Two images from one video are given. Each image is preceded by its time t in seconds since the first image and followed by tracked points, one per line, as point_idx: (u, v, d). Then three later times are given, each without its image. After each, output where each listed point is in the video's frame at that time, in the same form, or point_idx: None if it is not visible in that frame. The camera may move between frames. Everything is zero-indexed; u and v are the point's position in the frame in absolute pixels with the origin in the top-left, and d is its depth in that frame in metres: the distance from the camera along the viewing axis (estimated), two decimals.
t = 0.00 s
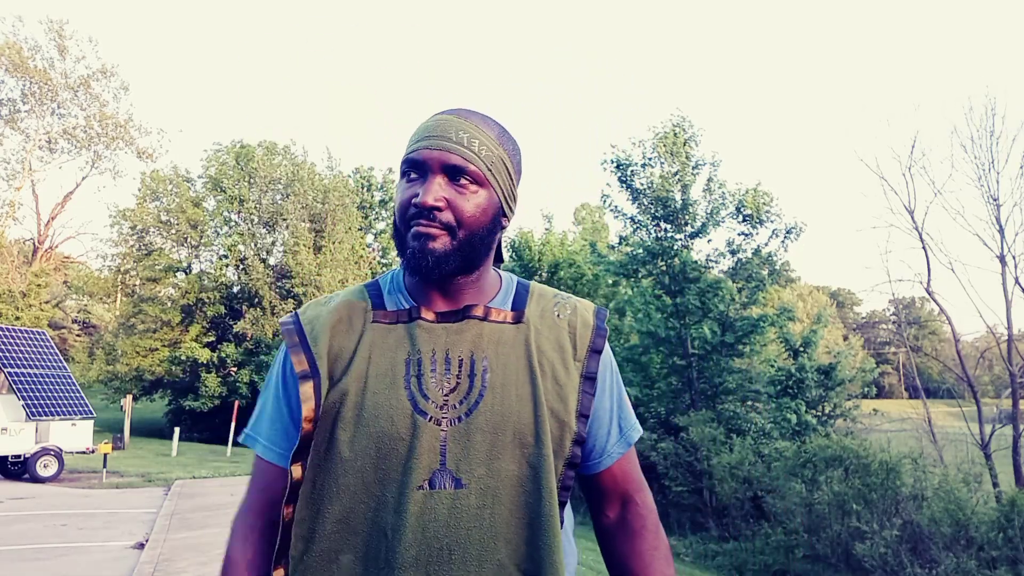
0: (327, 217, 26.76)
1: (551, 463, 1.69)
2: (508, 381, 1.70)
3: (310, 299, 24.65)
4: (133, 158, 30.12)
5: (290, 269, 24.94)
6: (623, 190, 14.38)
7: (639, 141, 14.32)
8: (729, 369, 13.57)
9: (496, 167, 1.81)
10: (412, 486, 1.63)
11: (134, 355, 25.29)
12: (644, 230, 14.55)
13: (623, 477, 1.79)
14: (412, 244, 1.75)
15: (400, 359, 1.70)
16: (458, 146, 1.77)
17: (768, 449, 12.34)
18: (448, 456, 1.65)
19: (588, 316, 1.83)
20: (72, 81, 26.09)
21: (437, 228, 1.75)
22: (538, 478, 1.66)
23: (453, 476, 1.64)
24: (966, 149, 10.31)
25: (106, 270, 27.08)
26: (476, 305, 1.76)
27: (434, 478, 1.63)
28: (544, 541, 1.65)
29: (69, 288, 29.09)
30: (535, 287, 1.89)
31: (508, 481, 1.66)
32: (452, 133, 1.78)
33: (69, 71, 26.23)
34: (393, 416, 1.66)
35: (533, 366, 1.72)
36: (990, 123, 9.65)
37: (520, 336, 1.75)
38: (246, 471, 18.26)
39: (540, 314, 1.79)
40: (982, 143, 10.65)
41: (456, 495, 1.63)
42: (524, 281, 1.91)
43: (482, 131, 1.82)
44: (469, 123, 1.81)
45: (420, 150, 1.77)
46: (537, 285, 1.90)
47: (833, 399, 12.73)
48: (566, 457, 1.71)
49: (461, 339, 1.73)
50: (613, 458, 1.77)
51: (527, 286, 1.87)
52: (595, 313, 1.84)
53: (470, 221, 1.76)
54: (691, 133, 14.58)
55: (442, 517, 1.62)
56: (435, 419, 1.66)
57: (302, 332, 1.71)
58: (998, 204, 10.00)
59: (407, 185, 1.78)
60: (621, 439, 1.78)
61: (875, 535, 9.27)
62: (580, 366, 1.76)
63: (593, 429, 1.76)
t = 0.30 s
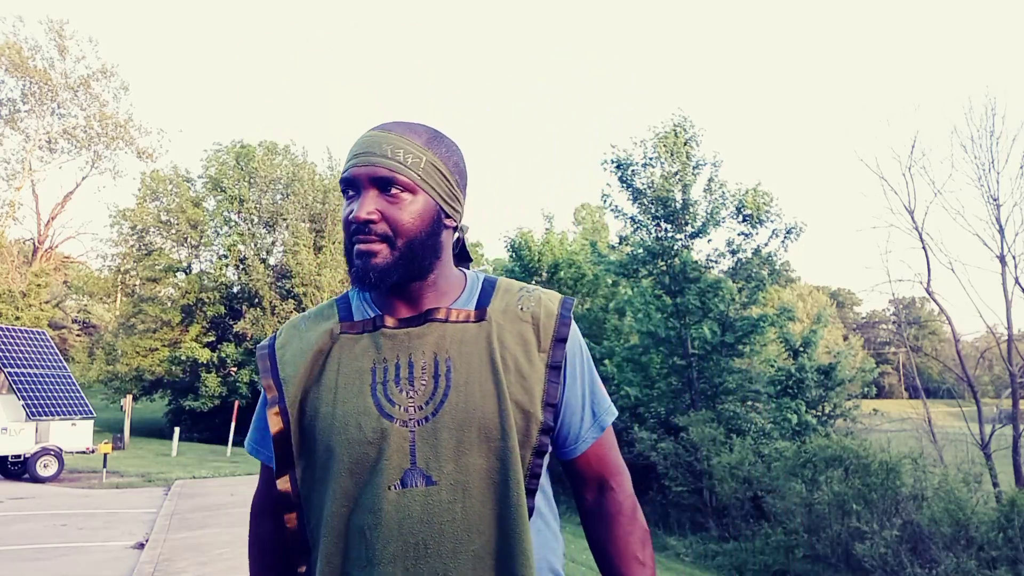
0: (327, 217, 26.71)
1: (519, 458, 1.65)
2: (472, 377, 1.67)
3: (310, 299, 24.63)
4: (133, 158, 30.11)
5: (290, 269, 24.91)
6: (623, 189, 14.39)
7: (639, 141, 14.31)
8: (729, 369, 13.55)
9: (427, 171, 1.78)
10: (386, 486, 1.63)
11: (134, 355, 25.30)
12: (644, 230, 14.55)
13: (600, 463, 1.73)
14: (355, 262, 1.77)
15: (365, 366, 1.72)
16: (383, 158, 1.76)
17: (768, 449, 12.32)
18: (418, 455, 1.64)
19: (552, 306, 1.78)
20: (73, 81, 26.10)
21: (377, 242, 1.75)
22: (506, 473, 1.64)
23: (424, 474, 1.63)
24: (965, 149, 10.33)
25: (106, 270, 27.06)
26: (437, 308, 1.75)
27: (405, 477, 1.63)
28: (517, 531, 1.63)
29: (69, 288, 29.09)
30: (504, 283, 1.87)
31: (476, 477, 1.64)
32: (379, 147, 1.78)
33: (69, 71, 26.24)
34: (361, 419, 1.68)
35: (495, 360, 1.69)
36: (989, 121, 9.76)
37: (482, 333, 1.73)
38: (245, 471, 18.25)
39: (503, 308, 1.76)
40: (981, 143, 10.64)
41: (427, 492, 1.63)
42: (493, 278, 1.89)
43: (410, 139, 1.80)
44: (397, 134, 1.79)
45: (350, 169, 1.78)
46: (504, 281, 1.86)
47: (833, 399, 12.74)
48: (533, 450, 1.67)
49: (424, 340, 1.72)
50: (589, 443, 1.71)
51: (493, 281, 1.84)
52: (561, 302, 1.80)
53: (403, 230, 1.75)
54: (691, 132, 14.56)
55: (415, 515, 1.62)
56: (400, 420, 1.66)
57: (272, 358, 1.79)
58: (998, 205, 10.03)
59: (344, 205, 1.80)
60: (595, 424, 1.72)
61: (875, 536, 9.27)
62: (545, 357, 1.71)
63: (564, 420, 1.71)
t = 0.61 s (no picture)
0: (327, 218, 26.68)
1: (505, 451, 1.65)
2: (464, 373, 1.69)
3: (310, 299, 24.62)
4: (132, 157, 30.09)
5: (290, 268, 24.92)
6: (623, 189, 14.40)
7: (640, 141, 14.31)
8: (729, 369, 13.56)
9: (424, 180, 1.80)
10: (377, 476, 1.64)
11: (134, 355, 25.31)
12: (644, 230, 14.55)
13: (596, 465, 1.71)
14: (357, 266, 1.80)
15: (365, 365, 1.76)
16: (384, 165, 1.79)
17: (768, 449, 12.31)
18: (410, 446, 1.65)
19: (545, 308, 1.80)
20: (73, 81, 26.10)
21: (377, 245, 1.77)
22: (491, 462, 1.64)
23: (415, 466, 1.64)
24: (965, 150, 10.34)
25: (106, 270, 27.05)
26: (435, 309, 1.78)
27: (397, 468, 1.64)
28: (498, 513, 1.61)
29: (69, 288, 29.10)
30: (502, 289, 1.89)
31: (465, 468, 1.64)
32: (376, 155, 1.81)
33: (69, 71, 26.24)
34: (358, 414, 1.70)
35: (486, 357, 1.71)
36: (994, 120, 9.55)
37: (475, 333, 1.75)
38: (245, 471, 18.24)
39: (496, 312, 1.79)
40: (982, 143, 10.62)
41: (419, 483, 1.63)
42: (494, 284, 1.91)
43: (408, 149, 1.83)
44: (393, 143, 1.82)
45: (355, 176, 1.81)
46: (501, 289, 1.88)
47: (833, 399, 12.74)
48: (522, 444, 1.66)
49: (419, 342, 1.76)
50: (582, 445, 1.70)
51: (488, 288, 1.86)
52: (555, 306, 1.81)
53: (402, 233, 1.77)
54: (691, 132, 14.53)
55: (405, 503, 1.62)
56: (396, 414, 1.68)
57: (281, 358, 1.83)
58: (998, 205, 10.01)
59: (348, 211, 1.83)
60: (588, 425, 1.71)
61: (875, 535, 9.27)
62: (536, 356, 1.72)
63: (555, 418, 1.71)
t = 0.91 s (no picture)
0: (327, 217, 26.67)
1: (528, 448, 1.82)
2: (491, 374, 1.85)
3: (310, 299, 24.59)
4: (133, 158, 30.13)
5: (290, 268, 24.94)
6: (624, 189, 14.38)
7: (641, 140, 14.29)
8: (729, 369, 13.57)
9: (463, 186, 1.95)
10: (407, 474, 1.75)
11: (134, 355, 25.33)
12: (644, 230, 14.56)
13: (606, 466, 1.90)
14: (399, 265, 1.90)
15: (391, 361, 1.85)
16: (431, 170, 1.91)
17: (768, 449, 12.31)
18: (438, 444, 1.78)
19: (564, 311, 1.99)
20: (72, 81, 26.07)
21: (421, 246, 1.89)
22: (517, 457, 1.80)
23: (444, 463, 1.78)
24: (966, 150, 10.28)
25: (106, 270, 27.02)
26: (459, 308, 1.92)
27: (426, 466, 1.77)
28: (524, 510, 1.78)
29: (70, 288, 29.12)
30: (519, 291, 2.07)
31: (493, 464, 1.80)
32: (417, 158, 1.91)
33: (69, 71, 26.23)
34: (388, 411, 1.80)
35: (513, 356, 1.87)
36: (994, 122, 9.49)
37: (500, 334, 1.91)
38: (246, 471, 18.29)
39: (517, 313, 1.96)
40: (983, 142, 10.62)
41: (450, 479, 1.77)
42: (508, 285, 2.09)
43: (447, 154, 1.96)
44: (434, 146, 1.94)
45: (398, 177, 1.90)
46: (515, 291, 2.05)
47: (833, 399, 12.73)
48: (546, 443, 1.84)
49: (446, 340, 1.89)
50: (596, 443, 1.89)
51: (505, 289, 2.03)
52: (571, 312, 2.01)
53: (445, 236, 1.91)
54: (692, 131, 14.51)
55: (437, 499, 1.75)
56: (425, 413, 1.81)
57: (298, 343, 1.88)
58: (998, 205, 9.98)
59: (386, 210, 1.92)
60: (602, 427, 1.90)
61: (875, 535, 9.26)
62: (558, 358, 1.91)
63: (571, 417, 1.88)
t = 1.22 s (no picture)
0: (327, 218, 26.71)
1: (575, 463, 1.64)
2: (537, 383, 1.66)
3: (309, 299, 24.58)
4: (133, 158, 30.16)
5: (290, 268, 24.96)
6: (624, 189, 14.39)
7: (641, 140, 14.29)
8: (729, 369, 13.59)
9: (519, 172, 1.67)
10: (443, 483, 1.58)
11: (134, 355, 25.36)
12: (644, 230, 14.56)
13: (650, 477, 1.74)
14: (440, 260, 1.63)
15: (434, 355, 1.66)
16: (486, 153, 1.62)
17: (768, 449, 12.34)
18: (479, 457, 1.60)
19: (614, 318, 1.80)
20: (73, 81, 26.12)
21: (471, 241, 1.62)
22: (561, 479, 1.62)
23: (481, 477, 1.59)
24: (967, 149, 10.20)
25: (106, 270, 27.07)
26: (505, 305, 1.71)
27: (464, 476, 1.59)
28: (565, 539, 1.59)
29: (70, 288, 29.14)
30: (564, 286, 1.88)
31: (532, 483, 1.62)
32: (464, 139, 1.63)
33: (69, 71, 26.25)
34: (428, 411, 1.63)
35: (559, 366, 1.68)
36: (995, 120, 9.34)
37: (547, 338, 1.72)
38: (246, 471, 18.25)
39: (566, 317, 1.76)
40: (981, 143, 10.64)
41: (489, 495, 1.59)
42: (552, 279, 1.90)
43: (503, 133, 1.68)
44: (489, 125, 1.66)
45: (445, 160, 1.61)
46: (561, 287, 1.86)
47: (833, 399, 12.74)
48: (596, 461, 1.66)
49: (491, 342, 1.69)
50: (639, 459, 1.72)
51: (552, 285, 1.83)
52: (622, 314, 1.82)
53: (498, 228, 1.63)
54: (692, 131, 14.54)
55: (474, 519, 1.57)
56: (464, 416, 1.62)
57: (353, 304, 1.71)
58: (998, 204, 9.94)
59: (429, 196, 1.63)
60: (647, 441, 1.73)
61: (875, 535, 9.24)
62: (607, 370, 1.73)
63: (619, 433, 1.71)
